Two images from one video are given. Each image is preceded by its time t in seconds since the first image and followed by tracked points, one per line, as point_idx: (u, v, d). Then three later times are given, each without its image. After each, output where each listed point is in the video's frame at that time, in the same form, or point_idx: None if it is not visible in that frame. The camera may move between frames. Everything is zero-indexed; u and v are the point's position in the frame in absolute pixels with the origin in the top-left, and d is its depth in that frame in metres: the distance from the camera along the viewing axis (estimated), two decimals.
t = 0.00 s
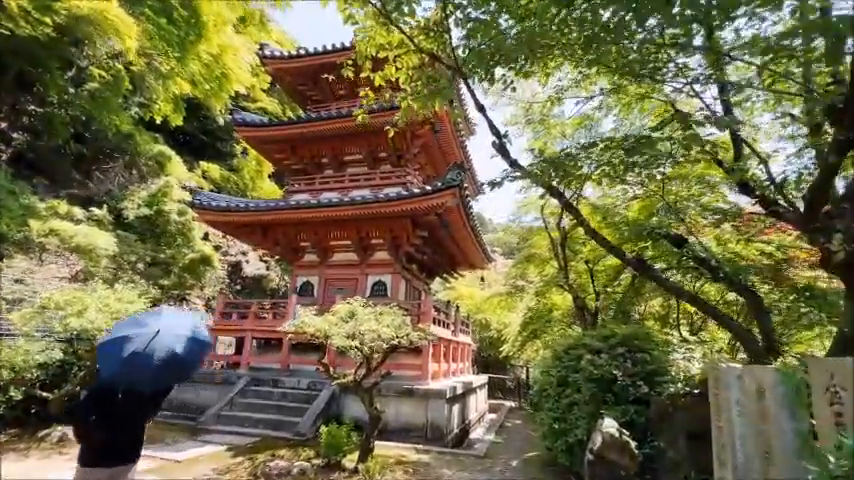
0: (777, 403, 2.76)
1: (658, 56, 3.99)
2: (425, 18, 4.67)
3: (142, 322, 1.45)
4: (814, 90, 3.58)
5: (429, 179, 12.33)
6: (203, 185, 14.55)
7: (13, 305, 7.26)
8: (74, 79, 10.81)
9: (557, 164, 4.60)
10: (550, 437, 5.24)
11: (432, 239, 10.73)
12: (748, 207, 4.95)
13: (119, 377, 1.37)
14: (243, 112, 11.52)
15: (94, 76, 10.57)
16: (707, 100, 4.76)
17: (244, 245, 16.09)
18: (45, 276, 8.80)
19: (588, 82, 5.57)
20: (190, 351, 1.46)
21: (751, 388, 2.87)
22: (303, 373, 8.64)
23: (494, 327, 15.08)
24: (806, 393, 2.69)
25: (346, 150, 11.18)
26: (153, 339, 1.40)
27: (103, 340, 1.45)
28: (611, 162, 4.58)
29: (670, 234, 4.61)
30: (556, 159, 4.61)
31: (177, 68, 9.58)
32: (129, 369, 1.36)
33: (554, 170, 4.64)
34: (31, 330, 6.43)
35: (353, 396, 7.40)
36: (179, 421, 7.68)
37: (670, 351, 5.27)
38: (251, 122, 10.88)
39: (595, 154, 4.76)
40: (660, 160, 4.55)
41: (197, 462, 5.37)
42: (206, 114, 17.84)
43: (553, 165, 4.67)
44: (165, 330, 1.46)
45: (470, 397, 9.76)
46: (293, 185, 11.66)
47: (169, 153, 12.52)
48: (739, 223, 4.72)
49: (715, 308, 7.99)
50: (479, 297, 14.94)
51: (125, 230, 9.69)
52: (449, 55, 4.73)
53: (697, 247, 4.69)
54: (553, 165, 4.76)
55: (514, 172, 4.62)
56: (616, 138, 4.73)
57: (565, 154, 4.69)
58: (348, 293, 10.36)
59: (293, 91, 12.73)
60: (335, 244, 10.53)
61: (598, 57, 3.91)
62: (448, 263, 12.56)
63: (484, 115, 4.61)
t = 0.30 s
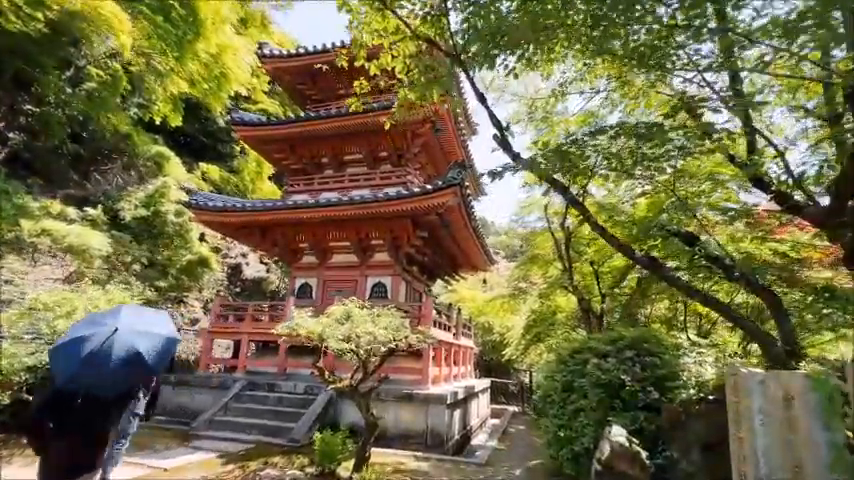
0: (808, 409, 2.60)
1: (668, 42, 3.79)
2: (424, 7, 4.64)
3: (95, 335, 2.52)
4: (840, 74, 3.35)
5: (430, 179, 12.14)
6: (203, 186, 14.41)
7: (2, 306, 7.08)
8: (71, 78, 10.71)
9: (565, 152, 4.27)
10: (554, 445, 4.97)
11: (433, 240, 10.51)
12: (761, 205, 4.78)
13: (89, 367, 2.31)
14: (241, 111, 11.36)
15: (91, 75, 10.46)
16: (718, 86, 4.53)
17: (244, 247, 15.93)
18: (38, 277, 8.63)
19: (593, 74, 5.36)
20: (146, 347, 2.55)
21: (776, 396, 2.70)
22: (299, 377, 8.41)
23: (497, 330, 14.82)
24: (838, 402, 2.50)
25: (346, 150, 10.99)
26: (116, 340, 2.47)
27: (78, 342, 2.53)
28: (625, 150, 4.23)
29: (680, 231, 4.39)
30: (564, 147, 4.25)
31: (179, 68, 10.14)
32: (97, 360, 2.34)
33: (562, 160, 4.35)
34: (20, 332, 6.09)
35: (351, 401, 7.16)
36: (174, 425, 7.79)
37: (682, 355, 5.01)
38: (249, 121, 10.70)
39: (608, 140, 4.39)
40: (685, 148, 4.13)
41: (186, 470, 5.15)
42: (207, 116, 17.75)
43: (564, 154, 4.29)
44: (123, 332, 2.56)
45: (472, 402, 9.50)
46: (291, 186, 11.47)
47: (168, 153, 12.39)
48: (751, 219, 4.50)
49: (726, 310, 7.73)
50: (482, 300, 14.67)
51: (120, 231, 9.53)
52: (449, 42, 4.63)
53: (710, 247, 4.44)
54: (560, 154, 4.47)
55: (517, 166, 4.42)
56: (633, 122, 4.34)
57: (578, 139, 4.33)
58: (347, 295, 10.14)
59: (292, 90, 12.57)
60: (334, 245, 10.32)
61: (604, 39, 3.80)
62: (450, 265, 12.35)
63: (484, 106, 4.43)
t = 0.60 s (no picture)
0: None
1: (681, 29, 3.62)
2: None
3: (67, 334, 2.50)
4: None
5: (433, 180, 11.97)
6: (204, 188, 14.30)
7: None
8: (71, 79, 10.62)
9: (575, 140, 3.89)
10: (563, 455, 4.72)
11: (436, 242, 10.31)
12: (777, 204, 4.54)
13: (58, 371, 2.32)
14: (242, 112, 11.24)
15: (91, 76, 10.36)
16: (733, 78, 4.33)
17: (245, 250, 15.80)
18: (34, 279, 8.50)
19: (603, 69, 5.16)
20: (119, 348, 2.47)
21: (815, 407, 2.43)
22: (298, 382, 8.22)
23: (501, 334, 14.56)
24: None
25: (347, 151, 10.83)
26: (87, 341, 2.42)
27: (49, 343, 2.49)
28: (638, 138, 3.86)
29: (693, 229, 4.18)
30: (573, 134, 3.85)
31: (180, 68, 10.09)
32: (66, 363, 2.35)
33: (574, 152, 3.96)
34: (12, 336, 5.89)
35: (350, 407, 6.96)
36: (169, 431, 7.56)
37: (696, 360, 4.77)
38: (249, 122, 10.57)
39: (620, 129, 3.99)
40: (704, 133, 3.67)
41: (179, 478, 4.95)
42: (209, 118, 17.70)
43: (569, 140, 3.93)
44: (95, 333, 2.48)
45: (476, 408, 9.27)
46: (292, 187, 11.32)
47: (169, 155, 12.29)
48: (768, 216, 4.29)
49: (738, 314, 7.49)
50: (486, 304, 14.42)
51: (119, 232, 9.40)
52: (452, 33, 4.46)
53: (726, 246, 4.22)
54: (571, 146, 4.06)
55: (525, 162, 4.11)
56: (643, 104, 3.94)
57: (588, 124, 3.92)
58: (348, 298, 9.95)
59: (294, 91, 12.46)
60: (335, 247, 10.14)
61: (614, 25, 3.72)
62: (453, 268, 12.14)
63: (489, 99, 4.25)
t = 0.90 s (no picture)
0: None
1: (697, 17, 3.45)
2: None
3: (52, 344, 2.78)
4: None
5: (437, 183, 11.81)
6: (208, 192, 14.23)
7: None
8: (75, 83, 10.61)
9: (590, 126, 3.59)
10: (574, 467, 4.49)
11: (440, 246, 10.13)
12: (794, 203, 4.32)
13: (41, 386, 2.64)
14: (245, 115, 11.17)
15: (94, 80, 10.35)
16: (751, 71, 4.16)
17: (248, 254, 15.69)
18: (34, 284, 8.42)
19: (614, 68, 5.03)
20: (104, 362, 2.81)
21: (852, 414, 2.24)
22: (300, 388, 8.04)
23: (507, 340, 14.29)
24: None
25: (350, 153, 10.71)
26: (74, 355, 2.73)
27: (32, 351, 2.78)
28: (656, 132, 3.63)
29: (711, 229, 3.98)
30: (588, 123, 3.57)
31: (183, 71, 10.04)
32: (51, 377, 2.66)
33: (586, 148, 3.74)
34: (8, 340, 5.78)
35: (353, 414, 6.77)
36: (169, 439, 7.39)
37: (714, 366, 4.54)
38: (252, 125, 10.49)
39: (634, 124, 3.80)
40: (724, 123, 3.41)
41: None
42: (214, 123, 17.70)
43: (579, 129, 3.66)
44: (82, 346, 2.80)
45: (482, 415, 9.04)
46: (295, 190, 11.20)
47: (172, 159, 12.24)
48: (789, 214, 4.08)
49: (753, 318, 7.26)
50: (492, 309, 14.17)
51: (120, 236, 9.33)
52: (457, 26, 4.31)
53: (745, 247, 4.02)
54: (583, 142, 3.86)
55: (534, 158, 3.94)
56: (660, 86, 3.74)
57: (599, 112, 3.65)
58: (351, 303, 9.78)
59: (297, 94, 12.38)
60: (338, 250, 9.99)
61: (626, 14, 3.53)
62: (457, 272, 11.94)
63: (495, 93, 4.10)
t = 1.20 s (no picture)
0: None
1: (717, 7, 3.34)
2: None
3: (39, 352, 3.01)
4: None
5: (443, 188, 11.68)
6: (214, 198, 14.22)
7: None
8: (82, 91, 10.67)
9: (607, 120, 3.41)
10: None
11: (447, 251, 9.96)
12: (821, 202, 4.10)
13: (23, 390, 2.87)
14: (250, 121, 11.14)
15: (101, 87, 10.39)
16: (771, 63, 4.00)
17: (254, 261, 15.61)
18: (39, 291, 8.39)
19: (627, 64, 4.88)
20: (84, 375, 3.00)
21: None
22: (305, 397, 7.88)
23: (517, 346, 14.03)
24: None
25: (356, 158, 10.61)
26: (58, 366, 2.95)
27: (19, 357, 2.99)
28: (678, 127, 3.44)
29: (733, 230, 3.79)
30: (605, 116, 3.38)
31: (190, 78, 10.07)
32: (33, 384, 2.89)
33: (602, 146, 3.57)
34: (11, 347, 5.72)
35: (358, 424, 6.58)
36: (171, 450, 7.24)
37: (738, 375, 4.32)
38: (257, 130, 10.45)
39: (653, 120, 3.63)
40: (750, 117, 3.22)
41: None
42: (221, 131, 17.79)
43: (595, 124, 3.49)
44: (68, 356, 3.01)
45: (491, 425, 8.78)
46: (300, 196, 11.10)
47: (179, 166, 12.30)
48: (816, 214, 3.88)
49: (774, 325, 6.97)
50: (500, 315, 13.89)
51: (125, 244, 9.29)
52: (466, 22, 4.22)
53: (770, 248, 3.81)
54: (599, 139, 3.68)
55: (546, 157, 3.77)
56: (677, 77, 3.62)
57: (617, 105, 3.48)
58: (356, 309, 9.62)
59: (303, 100, 12.34)
60: (344, 256, 9.85)
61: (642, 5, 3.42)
62: (465, 278, 11.76)
63: (506, 89, 3.98)
